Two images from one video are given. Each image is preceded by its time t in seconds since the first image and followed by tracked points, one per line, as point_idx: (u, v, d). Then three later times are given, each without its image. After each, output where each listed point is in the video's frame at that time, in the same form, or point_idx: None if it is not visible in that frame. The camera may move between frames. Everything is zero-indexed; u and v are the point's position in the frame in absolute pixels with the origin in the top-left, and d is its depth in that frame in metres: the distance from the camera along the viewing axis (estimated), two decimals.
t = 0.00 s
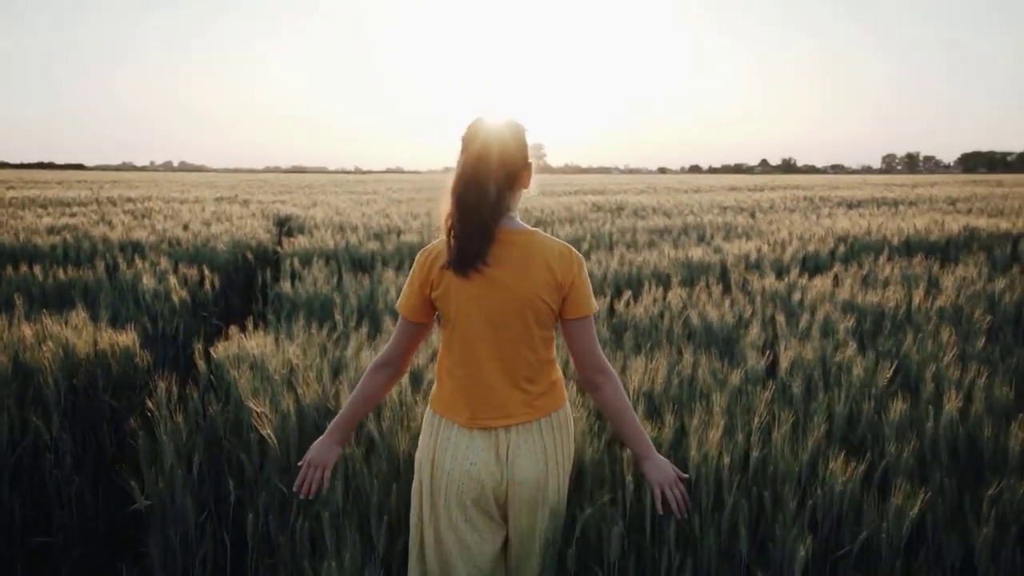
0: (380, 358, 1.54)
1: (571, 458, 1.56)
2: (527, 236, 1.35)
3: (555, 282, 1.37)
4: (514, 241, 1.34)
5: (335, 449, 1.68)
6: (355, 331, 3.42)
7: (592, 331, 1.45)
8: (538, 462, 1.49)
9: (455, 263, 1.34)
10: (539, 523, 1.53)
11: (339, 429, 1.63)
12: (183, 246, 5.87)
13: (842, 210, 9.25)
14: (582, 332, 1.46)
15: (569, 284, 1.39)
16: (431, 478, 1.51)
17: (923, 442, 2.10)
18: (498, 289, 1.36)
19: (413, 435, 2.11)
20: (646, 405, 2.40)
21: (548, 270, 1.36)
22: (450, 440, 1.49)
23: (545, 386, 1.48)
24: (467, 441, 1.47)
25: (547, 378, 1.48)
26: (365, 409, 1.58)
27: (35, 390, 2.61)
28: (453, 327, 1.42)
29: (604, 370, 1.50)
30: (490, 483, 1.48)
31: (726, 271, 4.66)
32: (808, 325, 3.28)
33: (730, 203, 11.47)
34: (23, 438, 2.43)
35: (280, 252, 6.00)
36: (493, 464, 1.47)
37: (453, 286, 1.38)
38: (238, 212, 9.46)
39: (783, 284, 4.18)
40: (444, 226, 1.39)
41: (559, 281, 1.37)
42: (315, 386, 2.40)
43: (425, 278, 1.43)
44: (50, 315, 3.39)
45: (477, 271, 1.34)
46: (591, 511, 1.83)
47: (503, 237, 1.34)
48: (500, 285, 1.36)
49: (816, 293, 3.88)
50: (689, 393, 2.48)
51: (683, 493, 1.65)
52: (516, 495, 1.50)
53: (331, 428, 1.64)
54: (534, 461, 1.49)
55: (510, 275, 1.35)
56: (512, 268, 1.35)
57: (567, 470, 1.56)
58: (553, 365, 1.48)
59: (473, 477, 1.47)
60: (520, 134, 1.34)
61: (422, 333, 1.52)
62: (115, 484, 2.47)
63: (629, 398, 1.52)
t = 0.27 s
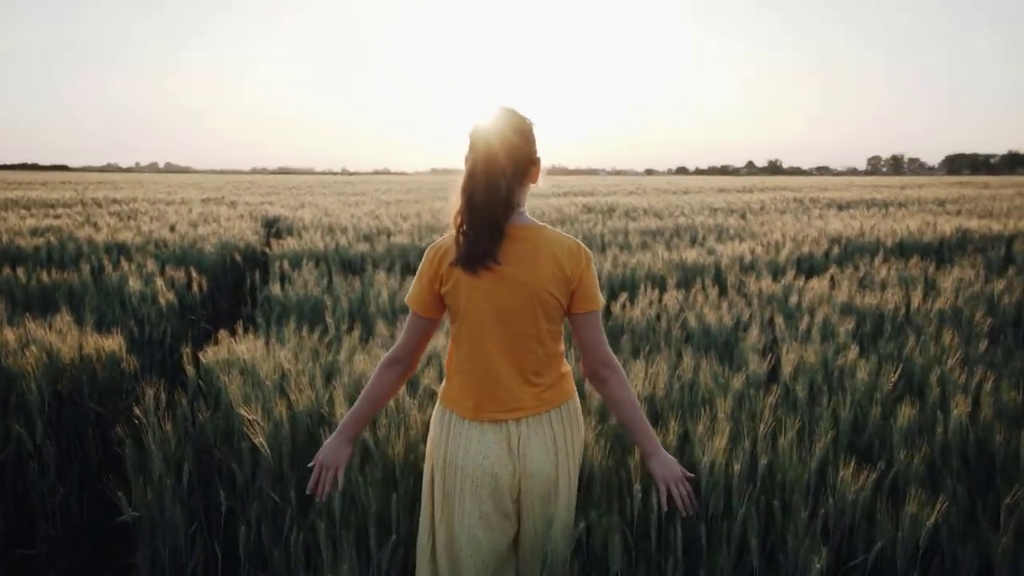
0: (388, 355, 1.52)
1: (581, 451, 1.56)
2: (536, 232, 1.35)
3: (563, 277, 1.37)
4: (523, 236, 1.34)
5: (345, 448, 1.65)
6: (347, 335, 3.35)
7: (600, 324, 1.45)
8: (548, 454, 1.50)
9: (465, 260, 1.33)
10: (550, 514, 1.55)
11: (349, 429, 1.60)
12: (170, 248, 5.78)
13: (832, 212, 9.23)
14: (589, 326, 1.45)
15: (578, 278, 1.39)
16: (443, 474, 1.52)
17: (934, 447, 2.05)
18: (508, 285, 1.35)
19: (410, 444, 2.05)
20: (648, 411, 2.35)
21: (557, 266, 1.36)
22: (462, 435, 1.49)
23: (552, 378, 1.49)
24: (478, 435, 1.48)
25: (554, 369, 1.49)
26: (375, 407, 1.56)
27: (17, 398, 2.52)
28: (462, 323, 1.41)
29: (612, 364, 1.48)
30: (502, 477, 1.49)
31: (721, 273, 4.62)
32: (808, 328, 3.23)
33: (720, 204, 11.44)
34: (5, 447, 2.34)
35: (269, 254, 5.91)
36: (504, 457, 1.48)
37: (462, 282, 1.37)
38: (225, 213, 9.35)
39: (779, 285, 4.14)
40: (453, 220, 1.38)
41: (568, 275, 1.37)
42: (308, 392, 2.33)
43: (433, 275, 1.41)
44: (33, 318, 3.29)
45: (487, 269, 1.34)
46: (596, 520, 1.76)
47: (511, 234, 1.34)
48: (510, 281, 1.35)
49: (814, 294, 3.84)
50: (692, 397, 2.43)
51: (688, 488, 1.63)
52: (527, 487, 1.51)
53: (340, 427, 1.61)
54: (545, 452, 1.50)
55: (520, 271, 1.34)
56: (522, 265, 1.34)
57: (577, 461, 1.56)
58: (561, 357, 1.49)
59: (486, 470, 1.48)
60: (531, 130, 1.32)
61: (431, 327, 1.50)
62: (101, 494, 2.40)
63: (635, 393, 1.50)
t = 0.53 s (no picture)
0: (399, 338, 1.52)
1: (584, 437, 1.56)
2: (545, 216, 1.35)
3: (572, 261, 1.37)
4: (533, 221, 1.35)
5: (353, 437, 1.63)
6: (340, 337, 3.30)
7: (605, 310, 1.45)
8: (550, 438, 1.50)
9: (474, 240, 1.33)
10: (551, 500, 1.53)
11: (358, 414, 1.59)
12: (158, 249, 5.70)
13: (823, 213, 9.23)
14: (593, 310, 1.45)
15: (586, 263, 1.39)
16: (445, 456, 1.53)
17: (939, 449, 2.02)
18: (517, 268, 1.36)
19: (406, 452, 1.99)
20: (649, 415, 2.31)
21: (566, 249, 1.36)
22: (466, 418, 1.50)
23: (557, 362, 1.49)
24: (480, 417, 1.48)
25: (560, 354, 1.49)
26: (384, 390, 1.56)
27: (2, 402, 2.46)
28: (470, 305, 1.41)
29: (615, 347, 1.50)
30: (501, 459, 1.48)
31: (715, 275, 4.59)
32: (806, 330, 3.20)
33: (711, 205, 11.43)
34: None
35: (259, 255, 5.85)
36: (505, 440, 1.48)
37: (471, 264, 1.38)
38: (214, 214, 9.26)
39: (775, 286, 4.12)
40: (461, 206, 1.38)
41: (577, 259, 1.37)
42: (300, 396, 2.27)
43: (441, 258, 1.41)
44: (18, 321, 3.23)
45: (497, 251, 1.34)
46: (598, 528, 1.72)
47: (521, 218, 1.34)
48: (519, 264, 1.35)
49: (810, 295, 3.81)
50: (691, 400, 2.39)
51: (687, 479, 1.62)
52: (527, 471, 1.50)
53: (348, 414, 1.60)
54: (546, 437, 1.49)
55: (529, 253, 1.34)
56: (531, 248, 1.34)
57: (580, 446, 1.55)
58: (566, 342, 1.49)
59: (485, 454, 1.48)
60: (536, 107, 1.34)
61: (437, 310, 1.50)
62: (86, 501, 2.33)
63: (637, 378, 1.51)
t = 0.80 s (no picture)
0: (396, 325, 1.58)
1: (578, 426, 1.60)
2: (548, 203, 1.41)
3: (573, 250, 1.43)
4: (536, 207, 1.40)
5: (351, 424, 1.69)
6: (329, 340, 3.25)
7: (603, 299, 1.51)
8: (542, 426, 1.54)
9: (480, 228, 1.38)
10: (542, 488, 1.58)
11: (356, 401, 1.64)
12: (143, 251, 5.62)
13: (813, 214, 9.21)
14: (592, 299, 1.51)
15: (586, 252, 1.44)
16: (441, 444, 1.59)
17: (939, 452, 2.00)
18: (520, 255, 1.41)
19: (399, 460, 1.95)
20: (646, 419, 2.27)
21: (568, 238, 1.42)
22: (460, 404, 1.56)
23: (554, 351, 1.54)
24: (473, 405, 1.54)
25: (558, 343, 1.54)
26: (382, 377, 1.62)
27: None
28: (472, 292, 1.46)
29: (613, 336, 1.55)
30: (491, 447, 1.54)
31: (707, 277, 4.57)
32: (801, 332, 3.17)
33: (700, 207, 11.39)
34: None
35: (246, 257, 5.78)
36: (496, 428, 1.54)
37: (475, 251, 1.42)
38: (199, 216, 9.15)
39: (768, 287, 4.09)
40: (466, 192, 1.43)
41: (577, 247, 1.43)
42: (289, 401, 2.21)
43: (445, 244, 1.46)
44: None
45: (501, 237, 1.39)
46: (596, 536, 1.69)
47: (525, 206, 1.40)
48: (522, 250, 1.40)
49: (803, 296, 3.79)
50: (687, 403, 2.36)
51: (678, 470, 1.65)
52: (517, 459, 1.56)
53: (345, 402, 1.65)
54: (538, 426, 1.54)
55: (532, 240, 1.40)
56: (534, 235, 1.40)
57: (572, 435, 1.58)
58: (564, 332, 1.54)
59: (477, 441, 1.54)
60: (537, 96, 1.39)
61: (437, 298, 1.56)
62: (70, 507, 2.28)
63: (634, 368, 1.56)
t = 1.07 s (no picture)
0: (390, 320, 1.58)
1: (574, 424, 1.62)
2: (546, 199, 1.44)
3: (571, 246, 1.46)
4: (534, 204, 1.43)
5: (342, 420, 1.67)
6: (318, 343, 3.21)
7: (600, 298, 1.54)
8: (535, 427, 1.57)
9: (480, 224, 1.41)
10: (533, 487, 1.61)
11: (347, 396, 1.63)
12: (129, 253, 5.54)
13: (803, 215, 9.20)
14: (590, 298, 1.54)
15: (583, 248, 1.47)
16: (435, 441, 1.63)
17: (940, 455, 1.97)
18: (519, 252, 1.44)
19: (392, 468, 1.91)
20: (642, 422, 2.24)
21: (566, 234, 1.45)
22: (454, 403, 1.59)
23: (550, 349, 1.57)
24: (467, 405, 1.57)
25: (554, 339, 1.57)
26: (374, 373, 1.61)
27: None
28: (470, 289, 1.48)
29: (611, 335, 1.57)
30: (483, 446, 1.58)
31: (699, 278, 4.54)
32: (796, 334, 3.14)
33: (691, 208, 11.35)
34: None
35: (234, 258, 5.71)
36: (489, 427, 1.57)
37: (473, 248, 1.45)
38: (184, 217, 9.04)
39: (760, 288, 4.07)
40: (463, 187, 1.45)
41: (575, 244, 1.46)
42: (278, 407, 2.17)
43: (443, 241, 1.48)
44: None
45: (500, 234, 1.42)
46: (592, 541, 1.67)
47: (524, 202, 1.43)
48: (521, 247, 1.43)
49: (797, 297, 3.77)
50: (684, 406, 2.33)
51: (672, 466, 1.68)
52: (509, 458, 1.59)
53: (336, 398, 1.64)
54: (530, 427, 1.56)
55: (531, 237, 1.43)
56: (532, 232, 1.43)
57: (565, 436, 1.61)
58: (561, 330, 1.57)
59: (469, 440, 1.58)
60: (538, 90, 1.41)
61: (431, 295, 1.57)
62: (53, 517, 2.22)
63: (631, 366, 1.58)
